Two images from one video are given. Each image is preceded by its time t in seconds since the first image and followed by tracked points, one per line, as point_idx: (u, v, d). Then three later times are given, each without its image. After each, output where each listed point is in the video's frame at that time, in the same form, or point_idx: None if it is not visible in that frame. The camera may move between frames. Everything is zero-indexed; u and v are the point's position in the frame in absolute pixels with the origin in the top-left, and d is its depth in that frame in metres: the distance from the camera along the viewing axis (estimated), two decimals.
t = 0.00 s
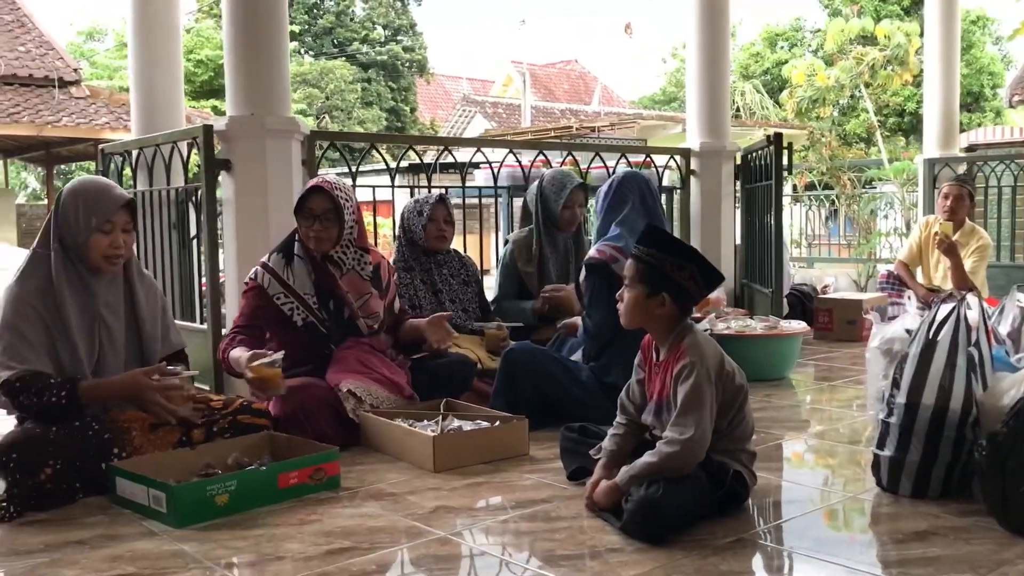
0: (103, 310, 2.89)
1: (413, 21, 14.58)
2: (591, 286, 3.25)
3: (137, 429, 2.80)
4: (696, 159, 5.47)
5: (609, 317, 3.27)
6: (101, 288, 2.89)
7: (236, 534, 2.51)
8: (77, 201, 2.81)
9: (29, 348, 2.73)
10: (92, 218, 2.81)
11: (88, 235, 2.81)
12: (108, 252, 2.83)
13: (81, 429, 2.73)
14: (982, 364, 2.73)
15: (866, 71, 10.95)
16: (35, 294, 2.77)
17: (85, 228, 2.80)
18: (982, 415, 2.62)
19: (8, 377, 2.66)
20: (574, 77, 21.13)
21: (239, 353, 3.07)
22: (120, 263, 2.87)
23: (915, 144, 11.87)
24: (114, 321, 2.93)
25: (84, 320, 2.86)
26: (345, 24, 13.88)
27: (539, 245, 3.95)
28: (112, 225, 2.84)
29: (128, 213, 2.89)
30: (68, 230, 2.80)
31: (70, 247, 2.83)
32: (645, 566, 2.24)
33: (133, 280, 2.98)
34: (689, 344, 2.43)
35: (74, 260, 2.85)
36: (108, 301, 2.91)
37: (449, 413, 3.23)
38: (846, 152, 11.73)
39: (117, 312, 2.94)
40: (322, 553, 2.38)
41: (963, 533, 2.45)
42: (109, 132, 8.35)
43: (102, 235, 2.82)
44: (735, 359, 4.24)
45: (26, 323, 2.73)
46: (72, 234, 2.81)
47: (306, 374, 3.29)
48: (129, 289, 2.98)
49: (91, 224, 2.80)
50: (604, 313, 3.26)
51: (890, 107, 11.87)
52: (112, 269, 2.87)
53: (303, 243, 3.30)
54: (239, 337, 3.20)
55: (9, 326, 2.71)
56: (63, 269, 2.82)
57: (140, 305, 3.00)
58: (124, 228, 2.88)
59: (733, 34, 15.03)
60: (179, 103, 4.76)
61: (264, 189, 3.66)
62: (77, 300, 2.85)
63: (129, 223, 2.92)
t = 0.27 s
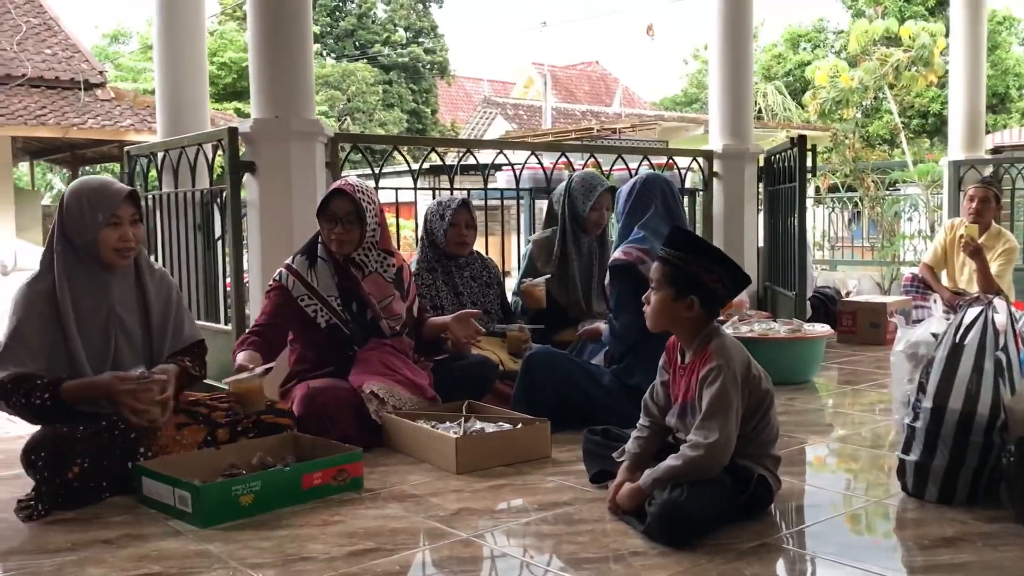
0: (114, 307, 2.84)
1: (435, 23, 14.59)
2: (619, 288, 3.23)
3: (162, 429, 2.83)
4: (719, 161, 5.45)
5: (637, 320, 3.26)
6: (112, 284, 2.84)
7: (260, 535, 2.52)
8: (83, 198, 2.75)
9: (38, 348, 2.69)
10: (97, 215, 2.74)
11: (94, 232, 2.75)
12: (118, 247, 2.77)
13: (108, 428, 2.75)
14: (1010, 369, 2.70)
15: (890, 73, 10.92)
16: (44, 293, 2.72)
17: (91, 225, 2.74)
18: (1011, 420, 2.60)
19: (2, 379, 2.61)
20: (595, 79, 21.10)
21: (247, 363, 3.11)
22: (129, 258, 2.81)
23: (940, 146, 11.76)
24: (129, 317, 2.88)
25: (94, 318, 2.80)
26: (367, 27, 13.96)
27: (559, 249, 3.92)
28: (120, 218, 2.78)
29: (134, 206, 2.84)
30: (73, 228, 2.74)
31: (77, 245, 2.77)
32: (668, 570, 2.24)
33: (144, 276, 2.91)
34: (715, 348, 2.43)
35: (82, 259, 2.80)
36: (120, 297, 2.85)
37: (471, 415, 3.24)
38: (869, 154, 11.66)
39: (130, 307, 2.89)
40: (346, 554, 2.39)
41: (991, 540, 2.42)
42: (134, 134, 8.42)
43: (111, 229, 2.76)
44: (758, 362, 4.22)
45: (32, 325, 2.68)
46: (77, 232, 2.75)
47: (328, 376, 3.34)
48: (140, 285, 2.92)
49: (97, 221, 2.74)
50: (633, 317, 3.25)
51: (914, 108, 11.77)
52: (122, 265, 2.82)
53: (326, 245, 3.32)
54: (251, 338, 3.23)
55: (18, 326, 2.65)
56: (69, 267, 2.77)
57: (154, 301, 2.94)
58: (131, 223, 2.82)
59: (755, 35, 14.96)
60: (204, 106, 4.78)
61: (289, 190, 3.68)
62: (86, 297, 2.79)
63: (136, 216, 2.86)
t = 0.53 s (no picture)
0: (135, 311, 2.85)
1: (456, 25, 14.59)
2: (639, 291, 3.23)
3: (187, 428, 2.84)
4: (743, 163, 5.43)
5: (658, 322, 3.24)
6: (132, 288, 2.86)
7: (285, 534, 2.54)
8: (106, 203, 2.76)
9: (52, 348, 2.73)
10: (118, 221, 2.75)
11: (115, 238, 2.75)
12: (137, 255, 2.78)
13: (133, 428, 2.77)
14: None
15: (915, 73, 10.86)
16: (63, 293, 2.75)
17: (110, 230, 2.75)
18: None
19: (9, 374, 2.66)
20: (616, 80, 21.06)
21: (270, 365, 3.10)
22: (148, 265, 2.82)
23: (966, 146, 11.63)
24: (149, 320, 2.89)
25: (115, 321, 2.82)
26: (389, 28, 14.01)
27: (577, 252, 3.92)
28: (141, 227, 2.78)
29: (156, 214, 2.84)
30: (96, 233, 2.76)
31: (98, 248, 2.79)
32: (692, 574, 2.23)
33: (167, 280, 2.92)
34: (746, 353, 2.41)
35: (103, 261, 2.82)
36: (139, 301, 2.87)
37: (494, 416, 3.24)
38: (893, 155, 11.57)
39: (149, 311, 2.90)
40: (370, 554, 2.40)
41: (1020, 545, 2.39)
42: (159, 135, 8.49)
43: (132, 236, 2.77)
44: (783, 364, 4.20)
45: (50, 327, 2.72)
46: (98, 235, 2.76)
47: (352, 377, 3.33)
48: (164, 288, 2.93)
49: (118, 226, 2.74)
50: (653, 318, 3.23)
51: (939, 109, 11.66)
52: (143, 270, 2.83)
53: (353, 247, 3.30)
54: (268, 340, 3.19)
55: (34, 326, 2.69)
56: (92, 271, 2.79)
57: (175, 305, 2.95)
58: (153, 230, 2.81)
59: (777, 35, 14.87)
60: (229, 106, 4.81)
61: (312, 191, 3.70)
62: (106, 300, 2.81)
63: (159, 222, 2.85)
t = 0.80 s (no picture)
0: (156, 313, 2.86)
1: (477, 25, 14.60)
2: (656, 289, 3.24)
3: (212, 427, 2.86)
4: (765, 163, 5.40)
5: (674, 320, 3.23)
6: (152, 288, 2.85)
7: (307, 533, 2.54)
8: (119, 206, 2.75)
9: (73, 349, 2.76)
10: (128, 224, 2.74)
11: (125, 242, 2.74)
12: (145, 256, 2.76)
13: (158, 427, 2.78)
14: None
15: (940, 73, 10.74)
16: (87, 295, 2.78)
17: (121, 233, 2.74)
18: None
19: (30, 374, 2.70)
20: (637, 80, 21.02)
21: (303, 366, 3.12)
22: (160, 266, 2.80)
23: (991, 147, 11.52)
24: (170, 321, 2.89)
25: (138, 324, 2.84)
26: (410, 29, 14.03)
27: (600, 252, 3.90)
28: (146, 229, 2.75)
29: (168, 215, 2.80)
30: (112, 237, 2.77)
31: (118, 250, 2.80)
32: None
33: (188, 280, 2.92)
34: (778, 360, 2.39)
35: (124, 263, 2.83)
36: (159, 303, 2.87)
37: (516, 417, 3.24)
38: (916, 155, 11.48)
39: (172, 311, 2.90)
40: (393, 553, 2.40)
41: None
42: (182, 135, 8.55)
43: (138, 238, 2.75)
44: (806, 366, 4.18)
45: (74, 331, 2.76)
46: (115, 238, 2.77)
47: (374, 377, 3.34)
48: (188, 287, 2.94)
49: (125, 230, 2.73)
50: (668, 315, 3.22)
51: (964, 109, 11.56)
52: (157, 272, 2.81)
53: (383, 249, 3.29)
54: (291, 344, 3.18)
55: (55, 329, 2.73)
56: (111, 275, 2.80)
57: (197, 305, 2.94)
58: (160, 231, 2.78)
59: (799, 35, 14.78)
60: (251, 106, 4.84)
61: (334, 192, 3.71)
62: (127, 302, 2.82)
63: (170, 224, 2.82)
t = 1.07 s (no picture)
0: (183, 312, 2.88)
1: (498, 27, 14.60)
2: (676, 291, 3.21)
3: (236, 429, 2.88)
4: (789, 164, 5.37)
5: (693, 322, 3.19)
6: (177, 286, 2.87)
7: (331, 533, 2.55)
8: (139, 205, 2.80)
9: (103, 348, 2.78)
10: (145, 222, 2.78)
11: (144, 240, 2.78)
12: (161, 253, 2.78)
13: (183, 427, 2.81)
14: None
15: (966, 72, 10.62)
16: (115, 294, 2.82)
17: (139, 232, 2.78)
18: None
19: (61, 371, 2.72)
20: (659, 81, 20.97)
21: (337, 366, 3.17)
22: (177, 263, 2.82)
23: (1018, 147, 11.40)
24: (196, 318, 2.90)
25: (165, 322, 2.87)
26: (431, 31, 14.02)
27: (624, 254, 3.89)
28: (158, 226, 2.78)
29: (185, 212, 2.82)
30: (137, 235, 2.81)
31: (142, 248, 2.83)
32: None
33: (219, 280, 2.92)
34: (812, 369, 2.38)
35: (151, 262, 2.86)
36: (184, 301, 2.88)
37: (539, 418, 3.24)
38: (941, 156, 11.37)
39: (197, 309, 2.90)
40: (416, 554, 2.40)
41: None
42: (206, 137, 8.62)
43: (151, 234, 2.78)
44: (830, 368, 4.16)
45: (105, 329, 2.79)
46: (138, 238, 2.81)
47: (397, 377, 3.35)
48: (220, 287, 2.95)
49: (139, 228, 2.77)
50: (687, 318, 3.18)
51: (990, 109, 11.45)
52: (177, 269, 2.83)
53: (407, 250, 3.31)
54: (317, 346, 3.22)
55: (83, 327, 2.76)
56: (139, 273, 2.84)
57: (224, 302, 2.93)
58: (173, 228, 2.79)
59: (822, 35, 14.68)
60: (275, 106, 4.86)
61: (357, 194, 3.72)
62: (154, 300, 2.86)
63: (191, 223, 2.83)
